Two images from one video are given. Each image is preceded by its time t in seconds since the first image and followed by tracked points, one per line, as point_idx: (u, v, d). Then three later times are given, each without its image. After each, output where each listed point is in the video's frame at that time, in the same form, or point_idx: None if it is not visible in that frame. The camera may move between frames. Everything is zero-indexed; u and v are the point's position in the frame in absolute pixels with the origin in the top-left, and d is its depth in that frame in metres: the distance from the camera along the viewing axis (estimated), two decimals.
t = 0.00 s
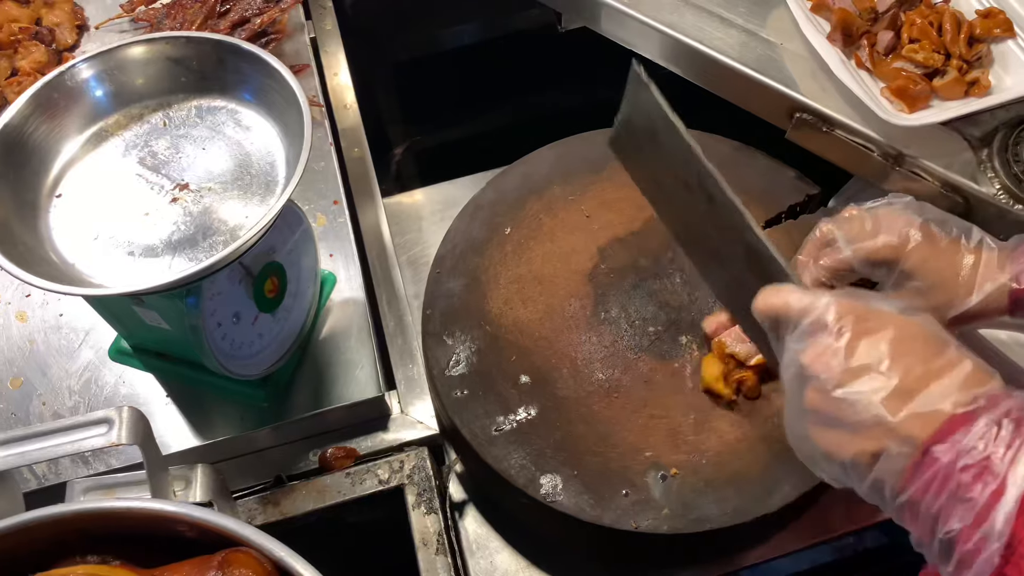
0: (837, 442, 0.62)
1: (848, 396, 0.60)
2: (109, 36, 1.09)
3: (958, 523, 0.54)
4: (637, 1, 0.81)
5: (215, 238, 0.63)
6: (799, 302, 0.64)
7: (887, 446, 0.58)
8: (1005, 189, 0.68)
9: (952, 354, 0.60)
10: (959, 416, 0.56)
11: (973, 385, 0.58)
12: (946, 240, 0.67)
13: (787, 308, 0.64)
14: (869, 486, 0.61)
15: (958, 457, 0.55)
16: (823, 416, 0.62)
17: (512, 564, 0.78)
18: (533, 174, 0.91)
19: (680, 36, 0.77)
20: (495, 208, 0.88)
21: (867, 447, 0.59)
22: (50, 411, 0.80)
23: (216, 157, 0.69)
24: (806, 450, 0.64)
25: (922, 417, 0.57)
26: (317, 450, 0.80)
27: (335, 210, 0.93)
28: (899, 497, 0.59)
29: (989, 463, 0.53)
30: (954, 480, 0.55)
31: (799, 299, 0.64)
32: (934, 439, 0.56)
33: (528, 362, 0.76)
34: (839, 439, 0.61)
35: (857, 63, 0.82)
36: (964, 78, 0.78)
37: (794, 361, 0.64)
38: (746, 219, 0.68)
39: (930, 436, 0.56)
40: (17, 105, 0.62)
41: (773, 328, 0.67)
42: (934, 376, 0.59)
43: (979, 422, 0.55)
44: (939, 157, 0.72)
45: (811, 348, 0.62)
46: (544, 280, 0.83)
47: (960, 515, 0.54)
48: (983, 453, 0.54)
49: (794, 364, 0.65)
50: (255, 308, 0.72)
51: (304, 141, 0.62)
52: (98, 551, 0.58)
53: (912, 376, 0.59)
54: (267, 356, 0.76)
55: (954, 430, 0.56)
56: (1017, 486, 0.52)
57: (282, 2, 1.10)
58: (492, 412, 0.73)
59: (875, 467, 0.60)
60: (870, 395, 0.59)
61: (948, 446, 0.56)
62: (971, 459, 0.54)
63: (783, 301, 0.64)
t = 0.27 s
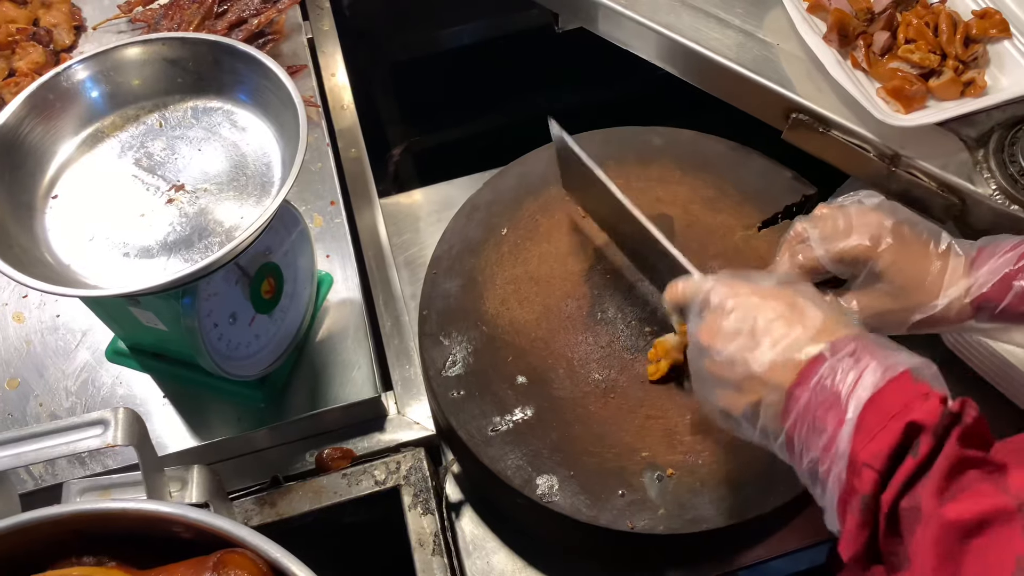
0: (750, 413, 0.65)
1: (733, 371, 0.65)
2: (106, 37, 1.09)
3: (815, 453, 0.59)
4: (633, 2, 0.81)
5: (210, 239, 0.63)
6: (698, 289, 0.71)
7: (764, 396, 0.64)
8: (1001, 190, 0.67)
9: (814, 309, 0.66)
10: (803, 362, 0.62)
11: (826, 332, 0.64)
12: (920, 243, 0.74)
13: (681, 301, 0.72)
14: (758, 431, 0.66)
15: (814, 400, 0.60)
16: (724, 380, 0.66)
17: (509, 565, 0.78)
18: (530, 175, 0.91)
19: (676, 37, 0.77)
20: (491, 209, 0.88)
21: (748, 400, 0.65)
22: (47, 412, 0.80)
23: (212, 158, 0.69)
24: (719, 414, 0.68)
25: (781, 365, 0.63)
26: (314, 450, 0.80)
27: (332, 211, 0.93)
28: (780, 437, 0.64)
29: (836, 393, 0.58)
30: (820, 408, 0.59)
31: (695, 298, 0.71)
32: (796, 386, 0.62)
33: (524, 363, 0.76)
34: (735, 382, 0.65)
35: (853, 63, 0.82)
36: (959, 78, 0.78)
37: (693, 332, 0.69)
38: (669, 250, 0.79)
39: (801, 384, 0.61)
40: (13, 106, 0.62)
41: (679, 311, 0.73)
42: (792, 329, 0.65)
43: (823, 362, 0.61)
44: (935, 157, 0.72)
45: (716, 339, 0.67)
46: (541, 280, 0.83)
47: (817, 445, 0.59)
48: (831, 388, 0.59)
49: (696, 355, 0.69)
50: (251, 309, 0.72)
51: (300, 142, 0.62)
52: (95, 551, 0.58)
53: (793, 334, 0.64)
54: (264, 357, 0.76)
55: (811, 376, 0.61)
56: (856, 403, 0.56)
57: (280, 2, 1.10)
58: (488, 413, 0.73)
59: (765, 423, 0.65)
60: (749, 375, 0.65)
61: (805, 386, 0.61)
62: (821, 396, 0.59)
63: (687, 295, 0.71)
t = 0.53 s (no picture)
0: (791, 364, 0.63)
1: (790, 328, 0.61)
2: (103, 37, 1.09)
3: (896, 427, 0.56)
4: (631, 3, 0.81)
5: (206, 240, 0.62)
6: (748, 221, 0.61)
7: (831, 353, 0.59)
8: (999, 190, 0.68)
9: (902, 271, 0.60)
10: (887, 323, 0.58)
11: (915, 295, 0.59)
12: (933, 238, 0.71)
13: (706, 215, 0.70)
14: (813, 395, 0.63)
15: (895, 364, 0.57)
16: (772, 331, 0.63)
17: (506, 567, 0.77)
18: (527, 175, 0.91)
19: (674, 38, 0.77)
20: (488, 209, 0.88)
21: (804, 357, 0.61)
22: (43, 413, 0.80)
23: (208, 158, 0.68)
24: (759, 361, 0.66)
25: (865, 326, 0.58)
26: (310, 452, 0.80)
27: (329, 211, 0.93)
28: (842, 402, 0.61)
29: (924, 366, 0.55)
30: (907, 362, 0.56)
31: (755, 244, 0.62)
32: (874, 342, 0.58)
33: (521, 364, 0.76)
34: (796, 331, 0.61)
35: (850, 64, 0.81)
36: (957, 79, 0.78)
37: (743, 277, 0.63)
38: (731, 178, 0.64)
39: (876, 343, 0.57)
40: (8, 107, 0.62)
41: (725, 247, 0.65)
42: (879, 288, 0.59)
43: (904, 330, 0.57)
44: (933, 158, 0.71)
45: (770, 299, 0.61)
46: (538, 281, 0.82)
47: (900, 419, 0.56)
48: (921, 358, 0.55)
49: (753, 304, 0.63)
50: (247, 310, 0.72)
51: (296, 142, 0.62)
52: (91, 552, 0.58)
53: (856, 284, 0.59)
54: (260, 358, 0.76)
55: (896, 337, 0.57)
56: (953, 383, 0.53)
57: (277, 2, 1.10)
58: (485, 414, 0.73)
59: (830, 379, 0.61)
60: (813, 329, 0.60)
61: (888, 351, 0.57)
62: (910, 364, 0.56)
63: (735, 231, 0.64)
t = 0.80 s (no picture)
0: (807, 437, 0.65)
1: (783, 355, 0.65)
2: (101, 37, 1.09)
3: (877, 444, 0.59)
4: (630, 3, 0.81)
5: (202, 242, 0.62)
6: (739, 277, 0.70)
7: (822, 383, 0.63)
8: (999, 193, 0.67)
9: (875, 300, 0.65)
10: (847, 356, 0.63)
11: (891, 324, 0.63)
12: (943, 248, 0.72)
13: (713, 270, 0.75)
14: (806, 423, 0.65)
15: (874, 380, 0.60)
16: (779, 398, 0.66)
17: (504, 569, 0.77)
18: (525, 176, 0.91)
19: (673, 39, 0.77)
20: (486, 210, 0.88)
21: (799, 390, 0.64)
22: (39, 414, 0.80)
23: (205, 160, 0.68)
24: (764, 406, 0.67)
25: (842, 353, 0.62)
26: (307, 454, 0.80)
27: (327, 212, 0.93)
28: (832, 428, 0.63)
29: (902, 387, 0.58)
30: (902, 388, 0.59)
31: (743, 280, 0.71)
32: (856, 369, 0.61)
33: (519, 366, 0.76)
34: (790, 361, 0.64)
35: (850, 65, 0.81)
36: (957, 81, 0.77)
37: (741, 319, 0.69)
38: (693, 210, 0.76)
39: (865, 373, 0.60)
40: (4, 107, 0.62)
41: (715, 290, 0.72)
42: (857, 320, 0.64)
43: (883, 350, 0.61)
44: (932, 159, 0.71)
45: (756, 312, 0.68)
46: (536, 282, 0.82)
47: (879, 436, 0.59)
48: (897, 380, 0.59)
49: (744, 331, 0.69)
50: (244, 312, 0.71)
51: (292, 143, 0.62)
52: (86, 555, 0.58)
53: (839, 319, 0.64)
54: (258, 360, 0.76)
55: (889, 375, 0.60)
56: (926, 398, 0.56)
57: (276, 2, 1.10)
58: (482, 416, 0.72)
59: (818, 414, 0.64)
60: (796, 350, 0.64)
61: (866, 376, 0.61)
62: (889, 387, 0.59)
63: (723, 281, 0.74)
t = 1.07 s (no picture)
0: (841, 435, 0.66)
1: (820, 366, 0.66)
2: (99, 40, 1.09)
3: (916, 452, 0.61)
4: (627, 6, 0.81)
5: (199, 244, 0.62)
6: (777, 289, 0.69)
7: (860, 394, 0.64)
8: (996, 195, 0.68)
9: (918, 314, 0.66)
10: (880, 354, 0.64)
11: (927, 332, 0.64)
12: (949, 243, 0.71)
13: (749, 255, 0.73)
14: (844, 431, 0.66)
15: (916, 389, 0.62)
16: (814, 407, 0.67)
17: (502, 571, 0.77)
18: (523, 178, 0.91)
19: (670, 41, 0.77)
20: (484, 212, 0.88)
21: (838, 400, 0.65)
22: (37, 417, 0.80)
23: (202, 163, 0.68)
24: (796, 412, 0.69)
25: (882, 363, 0.64)
26: (305, 457, 0.81)
27: (325, 214, 0.93)
28: (870, 436, 0.65)
29: (941, 394, 0.60)
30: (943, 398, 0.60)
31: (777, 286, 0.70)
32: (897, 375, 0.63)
33: (517, 368, 0.76)
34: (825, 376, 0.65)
35: (848, 67, 0.81)
36: (954, 83, 0.77)
37: (774, 327, 0.70)
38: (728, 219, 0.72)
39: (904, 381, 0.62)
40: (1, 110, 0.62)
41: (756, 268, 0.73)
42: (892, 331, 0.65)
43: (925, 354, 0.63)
44: (929, 161, 0.71)
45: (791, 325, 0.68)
46: (534, 284, 0.82)
47: (920, 443, 0.61)
48: (939, 388, 0.60)
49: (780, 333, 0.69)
50: (242, 314, 0.71)
51: (289, 146, 0.62)
52: (82, 558, 0.58)
53: (875, 329, 0.65)
54: (255, 362, 0.76)
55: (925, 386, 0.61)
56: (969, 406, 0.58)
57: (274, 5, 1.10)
58: (480, 418, 0.72)
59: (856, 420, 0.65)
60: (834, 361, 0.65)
61: (906, 384, 0.62)
62: (930, 395, 0.60)
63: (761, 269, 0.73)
